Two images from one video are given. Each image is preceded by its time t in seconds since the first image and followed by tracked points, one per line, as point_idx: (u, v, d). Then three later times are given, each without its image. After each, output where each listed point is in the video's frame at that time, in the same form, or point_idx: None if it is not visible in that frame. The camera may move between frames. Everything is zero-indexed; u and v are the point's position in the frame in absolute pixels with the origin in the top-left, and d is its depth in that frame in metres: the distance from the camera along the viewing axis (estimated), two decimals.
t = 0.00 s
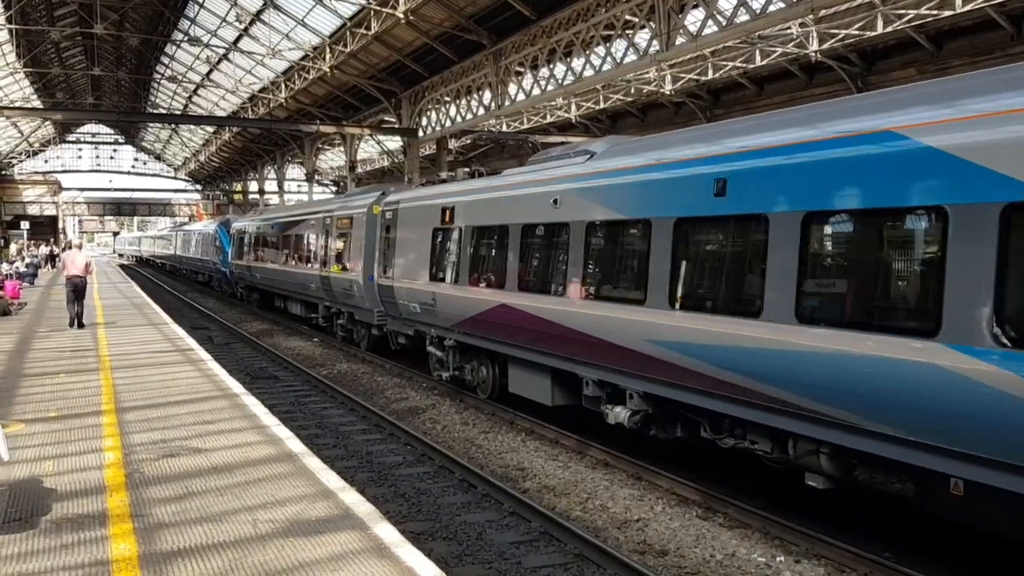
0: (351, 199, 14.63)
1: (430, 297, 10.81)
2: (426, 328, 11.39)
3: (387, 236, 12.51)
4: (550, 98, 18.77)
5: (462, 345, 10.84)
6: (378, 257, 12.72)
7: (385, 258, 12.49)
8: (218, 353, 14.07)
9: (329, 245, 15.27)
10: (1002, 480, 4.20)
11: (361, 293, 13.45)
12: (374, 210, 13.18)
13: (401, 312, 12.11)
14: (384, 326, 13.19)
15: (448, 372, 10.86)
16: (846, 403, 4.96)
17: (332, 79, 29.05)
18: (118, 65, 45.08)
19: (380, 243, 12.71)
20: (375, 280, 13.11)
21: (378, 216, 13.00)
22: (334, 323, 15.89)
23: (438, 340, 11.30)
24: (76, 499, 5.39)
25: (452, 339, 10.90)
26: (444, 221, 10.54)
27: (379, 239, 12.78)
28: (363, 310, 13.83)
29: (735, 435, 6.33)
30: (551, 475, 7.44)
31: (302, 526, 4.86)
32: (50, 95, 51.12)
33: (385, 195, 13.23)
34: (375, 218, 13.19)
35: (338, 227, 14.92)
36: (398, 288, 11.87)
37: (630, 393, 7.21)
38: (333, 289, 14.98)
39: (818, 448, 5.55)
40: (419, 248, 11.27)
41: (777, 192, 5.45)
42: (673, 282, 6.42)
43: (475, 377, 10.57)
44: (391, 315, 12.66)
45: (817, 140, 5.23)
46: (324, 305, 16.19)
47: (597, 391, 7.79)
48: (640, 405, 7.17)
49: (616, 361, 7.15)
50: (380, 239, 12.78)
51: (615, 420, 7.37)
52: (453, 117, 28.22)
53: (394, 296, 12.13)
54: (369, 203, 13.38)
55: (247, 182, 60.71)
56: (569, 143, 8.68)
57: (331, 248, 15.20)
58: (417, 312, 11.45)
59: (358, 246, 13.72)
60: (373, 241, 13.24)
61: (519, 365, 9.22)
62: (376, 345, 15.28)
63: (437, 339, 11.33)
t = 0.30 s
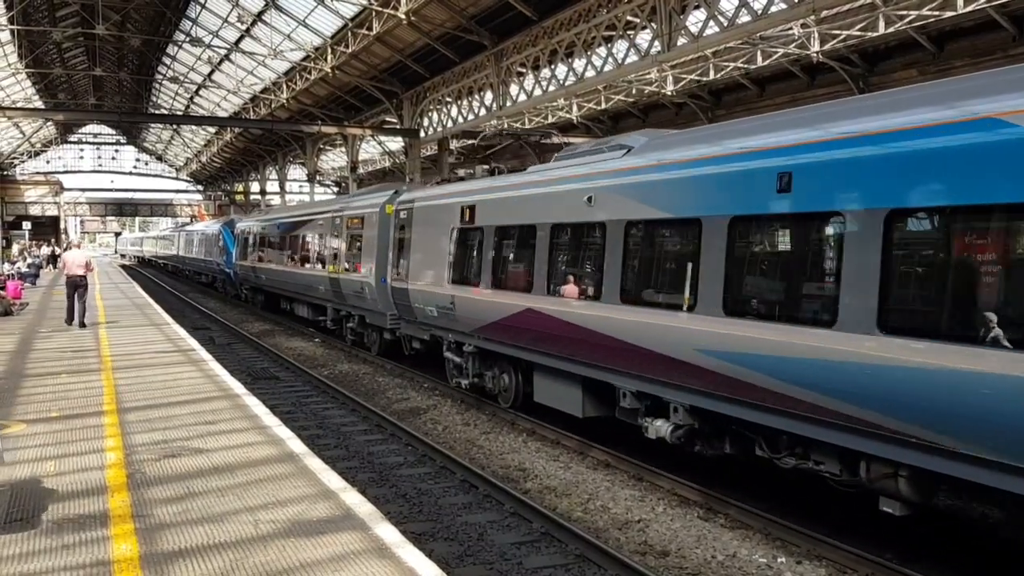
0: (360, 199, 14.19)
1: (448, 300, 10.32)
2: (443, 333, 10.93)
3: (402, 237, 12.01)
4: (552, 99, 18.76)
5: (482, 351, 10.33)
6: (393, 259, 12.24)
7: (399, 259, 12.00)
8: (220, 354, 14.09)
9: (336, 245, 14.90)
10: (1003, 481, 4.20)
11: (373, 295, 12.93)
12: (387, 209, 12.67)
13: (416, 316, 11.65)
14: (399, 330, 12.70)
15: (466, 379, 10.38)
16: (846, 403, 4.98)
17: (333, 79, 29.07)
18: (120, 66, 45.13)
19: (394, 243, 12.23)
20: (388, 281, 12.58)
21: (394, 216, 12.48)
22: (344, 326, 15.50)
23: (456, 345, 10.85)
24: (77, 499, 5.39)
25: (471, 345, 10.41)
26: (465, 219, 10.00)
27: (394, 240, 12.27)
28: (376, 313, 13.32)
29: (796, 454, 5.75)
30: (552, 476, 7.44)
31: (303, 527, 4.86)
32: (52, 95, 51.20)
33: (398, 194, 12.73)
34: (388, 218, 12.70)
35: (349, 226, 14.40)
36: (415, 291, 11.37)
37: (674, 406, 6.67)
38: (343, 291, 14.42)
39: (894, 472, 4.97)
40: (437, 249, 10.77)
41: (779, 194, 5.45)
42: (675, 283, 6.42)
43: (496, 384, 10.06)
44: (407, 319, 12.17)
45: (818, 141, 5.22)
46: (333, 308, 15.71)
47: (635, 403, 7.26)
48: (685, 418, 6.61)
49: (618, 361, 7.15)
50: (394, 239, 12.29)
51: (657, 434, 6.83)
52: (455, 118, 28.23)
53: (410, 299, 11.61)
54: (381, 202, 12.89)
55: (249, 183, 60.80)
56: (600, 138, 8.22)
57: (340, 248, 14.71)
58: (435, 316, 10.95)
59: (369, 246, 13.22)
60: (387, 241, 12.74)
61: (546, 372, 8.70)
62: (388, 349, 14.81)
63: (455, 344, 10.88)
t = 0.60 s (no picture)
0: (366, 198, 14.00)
1: (468, 303, 9.83)
2: (461, 338, 10.47)
3: (416, 237, 11.56)
4: (553, 99, 18.75)
5: (504, 357, 9.86)
6: (407, 260, 11.77)
7: (413, 259, 11.57)
8: (221, 353, 14.11)
9: (344, 245, 14.59)
10: (1004, 481, 4.20)
11: (386, 297, 12.53)
12: (400, 208, 12.27)
13: (433, 320, 11.18)
14: (413, 333, 12.29)
15: (486, 387, 9.91)
16: (848, 403, 4.99)
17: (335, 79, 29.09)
18: (121, 66, 45.20)
19: (408, 244, 11.74)
20: (402, 282, 12.22)
21: (407, 215, 12.01)
22: (354, 329, 15.18)
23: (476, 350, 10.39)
24: (78, 499, 5.39)
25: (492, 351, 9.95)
26: (487, 218, 9.49)
27: (408, 240, 11.80)
28: (389, 317, 12.91)
29: (867, 476, 5.24)
30: (553, 475, 7.44)
31: (304, 526, 4.86)
32: (54, 95, 51.26)
33: (412, 192, 12.32)
34: (402, 217, 12.30)
35: (360, 226, 14.00)
36: (431, 294, 10.90)
37: (725, 421, 6.16)
38: (353, 292, 14.06)
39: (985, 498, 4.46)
40: (454, 249, 10.30)
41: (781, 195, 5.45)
42: (676, 284, 6.42)
43: (519, 393, 9.59)
44: (423, 323, 11.71)
45: (819, 142, 5.22)
46: (342, 309, 15.36)
47: (680, 416, 6.75)
48: (738, 434, 6.09)
49: (622, 362, 7.12)
50: (408, 239, 11.80)
51: (705, 450, 6.31)
52: (456, 118, 28.23)
53: (425, 302, 11.17)
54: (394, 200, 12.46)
55: (250, 183, 60.92)
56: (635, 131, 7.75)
57: (351, 249, 14.29)
58: (454, 320, 10.49)
59: (381, 246, 12.75)
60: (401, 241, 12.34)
61: (576, 381, 8.23)
62: (400, 353, 14.41)
63: (474, 349, 10.43)
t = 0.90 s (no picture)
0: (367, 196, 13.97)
1: (488, 306, 9.29)
2: (480, 343, 9.92)
3: (431, 238, 11.05)
4: (554, 99, 18.76)
5: (526, 363, 9.32)
6: (421, 260, 11.32)
7: (428, 260, 11.08)
8: (222, 352, 14.12)
9: (352, 244, 14.24)
10: (1004, 482, 4.21)
11: (398, 299, 12.08)
12: (413, 206, 11.78)
13: (449, 323, 10.69)
14: (427, 336, 11.81)
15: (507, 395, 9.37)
16: (848, 404, 5.01)
17: (336, 79, 29.07)
18: (122, 65, 45.20)
19: (422, 243, 11.27)
20: (415, 283, 11.77)
21: (422, 213, 11.48)
22: (363, 331, 14.77)
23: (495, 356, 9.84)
24: (78, 498, 5.39)
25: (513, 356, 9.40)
26: (509, 216, 8.98)
27: (423, 239, 11.30)
28: (402, 319, 12.44)
29: (952, 501, 4.71)
30: (553, 475, 7.44)
31: (305, 525, 4.86)
32: (54, 94, 51.25)
33: (426, 189, 11.82)
34: (415, 216, 11.81)
35: (369, 225, 13.54)
36: (448, 297, 10.39)
37: (782, 437, 5.66)
38: (363, 294, 13.59)
39: None
40: (472, 249, 9.79)
41: (780, 194, 5.44)
42: (676, 284, 6.42)
43: (544, 401, 9.04)
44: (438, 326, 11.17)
45: (819, 142, 5.22)
46: (350, 311, 14.97)
47: (728, 431, 6.21)
48: (798, 452, 5.56)
49: (623, 363, 7.10)
50: (422, 238, 11.35)
51: (759, 469, 5.77)
52: (457, 117, 28.23)
53: (441, 304, 10.69)
54: (407, 198, 11.95)
55: (250, 182, 61.00)
56: (673, 123, 7.27)
57: (360, 248, 13.84)
58: (472, 324, 9.95)
59: (393, 245, 12.30)
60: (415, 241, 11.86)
61: (606, 390, 7.74)
62: (412, 356, 13.98)
63: (494, 354, 9.90)
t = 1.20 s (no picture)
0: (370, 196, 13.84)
1: (511, 310, 8.77)
2: (501, 349, 9.47)
3: (447, 238, 10.56)
4: (554, 99, 18.76)
5: (550, 370, 8.86)
6: (437, 262, 10.80)
7: (444, 261, 10.58)
8: (222, 352, 14.14)
9: (359, 244, 13.86)
10: (1004, 482, 4.22)
11: (411, 301, 11.57)
12: (427, 205, 11.30)
13: (466, 328, 10.19)
14: (441, 341, 11.30)
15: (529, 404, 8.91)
16: (847, 404, 5.03)
17: (336, 79, 29.08)
18: (122, 65, 45.23)
19: (439, 242, 10.72)
20: (429, 285, 11.28)
21: (438, 212, 10.99)
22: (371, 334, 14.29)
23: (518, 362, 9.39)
24: (78, 498, 5.39)
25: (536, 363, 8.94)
26: (534, 215, 8.46)
27: (439, 239, 10.78)
28: (414, 323, 11.91)
29: None
30: (553, 475, 7.44)
31: (305, 525, 4.86)
32: (54, 94, 51.29)
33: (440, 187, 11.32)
34: (430, 215, 11.34)
35: (379, 224, 13.02)
36: (467, 300, 9.86)
37: (850, 457, 5.14)
38: (373, 296, 13.09)
39: None
40: (493, 250, 9.28)
41: (780, 195, 5.44)
42: (676, 284, 6.42)
43: (569, 411, 8.56)
44: (455, 330, 10.65)
45: (818, 142, 5.23)
46: (359, 313, 14.54)
47: (784, 449, 5.70)
48: (867, 473, 5.05)
49: (623, 362, 7.11)
50: (438, 237, 10.82)
51: (821, 491, 5.32)
52: (457, 117, 28.23)
53: (457, 307, 10.17)
54: (421, 196, 11.47)
55: (250, 182, 61.06)
56: (716, 115, 6.87)
57: (370, 247, 13.36)
58: (493, 329, 9.44)
59: (405, 245, 11.80)
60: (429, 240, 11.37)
61: (641, 400, 7.26)
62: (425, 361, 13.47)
63: (515, 361, 9.45)
